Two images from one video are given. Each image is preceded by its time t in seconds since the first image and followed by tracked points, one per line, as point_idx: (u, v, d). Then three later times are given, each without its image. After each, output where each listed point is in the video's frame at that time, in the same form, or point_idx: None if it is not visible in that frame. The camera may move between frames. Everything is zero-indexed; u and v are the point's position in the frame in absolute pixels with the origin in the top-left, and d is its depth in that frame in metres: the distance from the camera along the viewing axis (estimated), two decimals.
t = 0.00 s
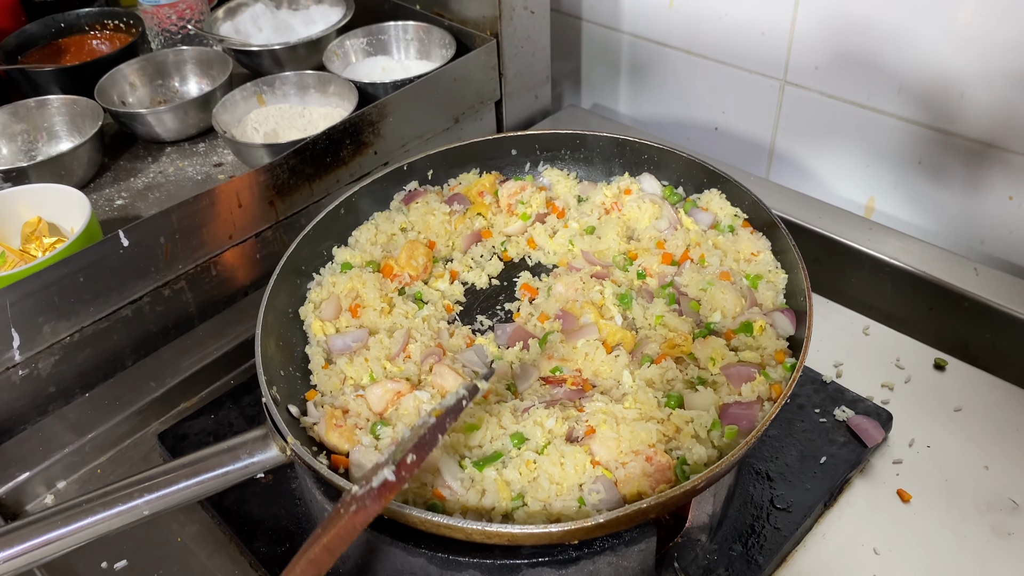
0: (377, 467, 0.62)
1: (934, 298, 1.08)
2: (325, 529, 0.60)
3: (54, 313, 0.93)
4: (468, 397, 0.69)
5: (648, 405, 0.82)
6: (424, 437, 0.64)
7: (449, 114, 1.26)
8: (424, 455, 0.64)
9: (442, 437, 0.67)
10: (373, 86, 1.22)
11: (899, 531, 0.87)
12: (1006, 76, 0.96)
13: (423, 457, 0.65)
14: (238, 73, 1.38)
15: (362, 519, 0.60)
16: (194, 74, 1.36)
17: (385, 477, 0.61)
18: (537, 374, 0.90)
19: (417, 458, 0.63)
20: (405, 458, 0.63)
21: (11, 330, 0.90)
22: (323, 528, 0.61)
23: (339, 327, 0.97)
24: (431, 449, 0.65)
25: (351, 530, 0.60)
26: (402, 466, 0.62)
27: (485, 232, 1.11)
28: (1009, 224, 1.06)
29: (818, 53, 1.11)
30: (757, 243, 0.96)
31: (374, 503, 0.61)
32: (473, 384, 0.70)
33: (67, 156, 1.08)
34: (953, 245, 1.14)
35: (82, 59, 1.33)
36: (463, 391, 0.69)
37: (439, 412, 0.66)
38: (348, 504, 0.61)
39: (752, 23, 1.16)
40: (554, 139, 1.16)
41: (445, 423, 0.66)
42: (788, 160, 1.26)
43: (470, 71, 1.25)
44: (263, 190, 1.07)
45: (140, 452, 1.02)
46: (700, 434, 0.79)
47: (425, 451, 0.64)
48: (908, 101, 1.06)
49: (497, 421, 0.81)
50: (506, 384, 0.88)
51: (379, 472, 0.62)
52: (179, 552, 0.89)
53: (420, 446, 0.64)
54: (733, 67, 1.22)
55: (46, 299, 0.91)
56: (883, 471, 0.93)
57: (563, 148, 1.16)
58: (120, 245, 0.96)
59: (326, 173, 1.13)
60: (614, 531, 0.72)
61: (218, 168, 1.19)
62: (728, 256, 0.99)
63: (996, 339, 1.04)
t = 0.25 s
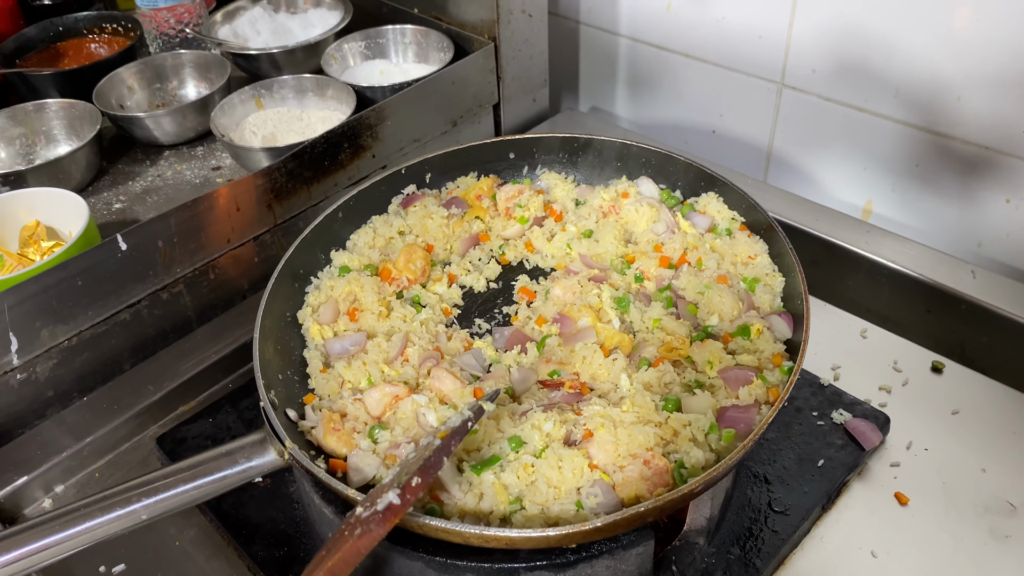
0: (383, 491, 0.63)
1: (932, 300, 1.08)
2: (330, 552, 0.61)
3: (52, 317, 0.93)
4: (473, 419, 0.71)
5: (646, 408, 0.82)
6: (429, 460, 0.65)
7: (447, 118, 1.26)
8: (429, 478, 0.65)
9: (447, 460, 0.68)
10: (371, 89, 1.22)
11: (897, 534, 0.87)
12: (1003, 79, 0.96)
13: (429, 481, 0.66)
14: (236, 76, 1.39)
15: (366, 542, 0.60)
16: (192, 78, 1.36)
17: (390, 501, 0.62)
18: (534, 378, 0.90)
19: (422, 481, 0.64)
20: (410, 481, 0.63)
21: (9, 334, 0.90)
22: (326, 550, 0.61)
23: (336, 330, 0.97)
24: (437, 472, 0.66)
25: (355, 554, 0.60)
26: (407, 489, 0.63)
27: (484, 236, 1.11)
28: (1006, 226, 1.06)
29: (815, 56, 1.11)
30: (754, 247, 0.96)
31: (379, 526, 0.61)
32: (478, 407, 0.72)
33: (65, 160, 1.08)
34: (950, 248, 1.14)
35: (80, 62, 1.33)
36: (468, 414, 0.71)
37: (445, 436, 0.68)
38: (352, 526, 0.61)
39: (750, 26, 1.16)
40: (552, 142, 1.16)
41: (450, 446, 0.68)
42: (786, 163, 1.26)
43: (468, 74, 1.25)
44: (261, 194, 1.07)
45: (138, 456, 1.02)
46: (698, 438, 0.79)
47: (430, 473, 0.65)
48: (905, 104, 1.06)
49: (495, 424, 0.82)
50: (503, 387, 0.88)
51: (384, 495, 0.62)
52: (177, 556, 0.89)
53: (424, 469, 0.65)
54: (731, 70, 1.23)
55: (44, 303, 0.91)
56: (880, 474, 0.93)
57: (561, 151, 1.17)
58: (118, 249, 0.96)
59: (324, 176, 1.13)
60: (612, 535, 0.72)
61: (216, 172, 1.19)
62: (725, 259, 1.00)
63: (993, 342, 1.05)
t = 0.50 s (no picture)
0: (381, 493, 0.63)
1: (930, 303, 1.09)
2: (326, 555, 0.60)
3: (50, 320, 0.93)
4: (473, 419, 0.70)
5: (644, 411, 0.82)
6: (427, 461, 0.65)
7: (445, 120, 1.27)
8: (427, 480, 0.64)
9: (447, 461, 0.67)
10: (370, 92, 1.22)
11: (895, 535, 0.87)
12: (1000, 82, 0.96)
13: (427, 483, 0.65)
14: (235, 79, 1.39)
15: (363, 546, 0.60)
16: (191, 81, 1.36)
17: (387, 503, 0.61)
18: (532, 380, 0.90)
19: (420, 483, 0.63)
20: (408, 483, 0.63)
21: (7, 336, 0.90)
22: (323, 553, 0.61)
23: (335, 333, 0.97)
24: (435, 474, 0.65)
25: (352, 557, 0.60)
26: (405, 491, 0.62)
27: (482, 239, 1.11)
28: (1003, 229, 1.07)
29: (813, 59, 1.12)
30: (752, 249, 0.97)
31: (376, 529, 0.60)
32: (478, 407, 0.71)
33: (64, 163, 1.08)
34: (947, 250, 1.15)
35: (79, 65, 1.33)
36: (468, 414, 0.70)
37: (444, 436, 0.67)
38: (349, 530, 0.60)
39: (747, 29, 1.16)
40: (551, 145, 1.16)
41: (449, 446, 0.67)
42: (783, 165, 1.26)
43: (466, 77, 1.26)
44: (260, 197, 1.08)
45: (137, 458, 1.02)
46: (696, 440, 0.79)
47: (429, 475, 0.64)
48: (902, 106, 1.06)
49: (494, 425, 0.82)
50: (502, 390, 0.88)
51: (382, 498, 0.62)
52: (176, 558, 0.89)
53: (423, 471, 0.64)
54: (729, 73, 1.23)
55: (43, 306, 0.91)
56: (878, 476, 0.93)
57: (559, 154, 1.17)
58: (117, 252, 0.96)
59: (322, 179, 1.14)
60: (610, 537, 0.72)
61: (215, 175, 1.19)
62: (723, 261, 1.00)
63: (990, 344, 1.05)
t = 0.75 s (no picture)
0: (374, 516, 0.62)
1: (927, 304, 1.09)
2: None
3: (49, 322, 0.93)
4: (472, 440, 0.68)
5: (641, 411, 0.82)
6: (423, 485, 0.63)
7: (443, 123, 1.27)
8: (422, 504, 0.63)
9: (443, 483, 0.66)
10: (368, 94, 1.22)
11: (892, 536, 0.87)
12: (997, 84, 0.96)
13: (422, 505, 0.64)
14: (233, 81, 1.39)
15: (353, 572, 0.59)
16: (189, 83, 1.36)
17: (379, 530, 0.60)
18: (530, 382, 0.90)
19: (414, 508, 0.62)
20: (402, 508, 0.62)
21: (6, 338, 0.90)
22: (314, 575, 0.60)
23: (332, 334, 0.97)
24: (431, 496, 0.64)
25: None
26: (398, 516, 0.61)
27: (479, 240, 1.11)
28: (1000, 230, 1.07)
29: (810, 62, 1.12)
30: (748, 251, 0.97)
31: (366, 556, 0.60)
32: (477, 427, 0.70)
33: (62, 165, 1.08)
34: (945, 252, 1.15)
35: (77, 67, 1.34)
36: (467, 434, 0.69)
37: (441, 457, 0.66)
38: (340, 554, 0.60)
39: (745, 31, 1.17)
40: (548, 147, 1.17)
41: (446, 468, 0.66)
42: (781, 167, 1.27)
43: (464, 79, 1.26)
44: (258, 199, 1.08)
45: (135, 460, 1.02)
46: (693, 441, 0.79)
47: (424, 499, 0.63)
48: (899, 108, 1.07)
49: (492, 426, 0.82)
50: (500, 391, 0.88)
51: (374, 522, 0.61)
52: (173, 560, 0.89)
53: (417, 495, 0.63)
54: (726, 76, 1.23)
55: (41, 308, 0.92)
56: (875, 477, 0.93)
57: (557, 156, 1.17)
58: (115, 254, 0.96)
59: (321, 181, 1.14)
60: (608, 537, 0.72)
61: (213, 177, 1.20)
62: (720, 263, 1.00)
63: (987, 345, 1.06)
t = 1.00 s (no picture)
0: (375, 548, 0.60)
1: (925, 306, 1.09)
2: None
3: (49, 324, 0.94)
4: (477, 471, 0.67)
5: (640, 413, 0.82)
6: (426, 518, 0.62)
7: (442, 125, 1.27)
8: (424, 538, 0.62)
9: (446, 516, 0.64)
10: (367, 97, 1.23)
11: (890, 538, 0.87)
12: (995, 86, 0.97)
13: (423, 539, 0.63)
14: (233, 84, 1.39)
15: None
16: (189, 86, 1.36)
17: (380, 564, 0.59)
18: (529, 384, 0.90)
19: (416, 541, 0.61)
20: (404, 542, 0.61)
21: (5, 340, 0.90)
22: None
23: (332, 335, 0.97)
24: (433, 530, 0.63)
25: None
26: (399, 550, 0.60)
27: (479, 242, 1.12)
28: (997, 232, 1.07)
29: (808, 64, 1.12)
30: (747, 253, 0.98)
31: None
32: (484, 457, 0.69)
33: (62, 168, 1.09)
34: (943, 254, 1.15)
35: (77, 70, 1.34)
36: (473, 465, 0.68)
37: (446, 489, 0.65)
38: None
39: (743, 34, 1.17)
40: (548, 150, 1.17)
41: (450, 500, 0.65)
42: (779, 170, 1.27)
43: (464, 82, 1.26)
44: (258, 201, 1.08)
45: (135, 462, 1.02)
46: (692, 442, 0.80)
47: (426, 532, 0.62)
48: (897, 111, 1.07)
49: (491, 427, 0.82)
50: (499, 393, 0.89)
51: (375, 555, 0.59)
52: (173, 562, 0.89)
53: (420, 528, 0.62)
54: (725, 79, 1.24)
55: (42, 310, 0.92)
56: (873, 479, 0.94)
57: (556, 159, 1.18)
58: (115, 256, 0.96)
59: (320, 183, 1.14)
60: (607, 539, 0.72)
61: (213, 179, 1.20)
62: (719, 266, 1.00)
63: (985, 347, 1.06)
